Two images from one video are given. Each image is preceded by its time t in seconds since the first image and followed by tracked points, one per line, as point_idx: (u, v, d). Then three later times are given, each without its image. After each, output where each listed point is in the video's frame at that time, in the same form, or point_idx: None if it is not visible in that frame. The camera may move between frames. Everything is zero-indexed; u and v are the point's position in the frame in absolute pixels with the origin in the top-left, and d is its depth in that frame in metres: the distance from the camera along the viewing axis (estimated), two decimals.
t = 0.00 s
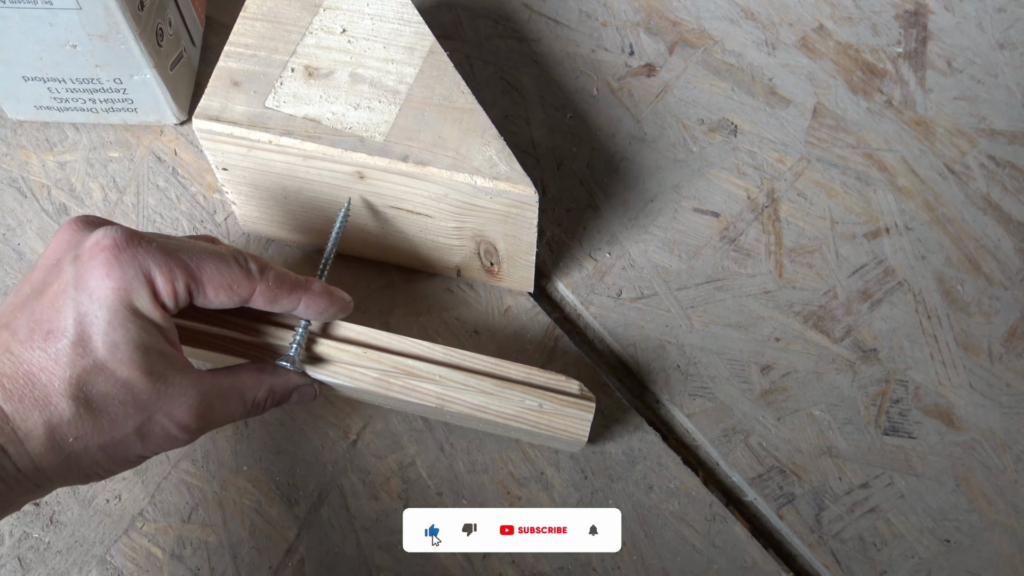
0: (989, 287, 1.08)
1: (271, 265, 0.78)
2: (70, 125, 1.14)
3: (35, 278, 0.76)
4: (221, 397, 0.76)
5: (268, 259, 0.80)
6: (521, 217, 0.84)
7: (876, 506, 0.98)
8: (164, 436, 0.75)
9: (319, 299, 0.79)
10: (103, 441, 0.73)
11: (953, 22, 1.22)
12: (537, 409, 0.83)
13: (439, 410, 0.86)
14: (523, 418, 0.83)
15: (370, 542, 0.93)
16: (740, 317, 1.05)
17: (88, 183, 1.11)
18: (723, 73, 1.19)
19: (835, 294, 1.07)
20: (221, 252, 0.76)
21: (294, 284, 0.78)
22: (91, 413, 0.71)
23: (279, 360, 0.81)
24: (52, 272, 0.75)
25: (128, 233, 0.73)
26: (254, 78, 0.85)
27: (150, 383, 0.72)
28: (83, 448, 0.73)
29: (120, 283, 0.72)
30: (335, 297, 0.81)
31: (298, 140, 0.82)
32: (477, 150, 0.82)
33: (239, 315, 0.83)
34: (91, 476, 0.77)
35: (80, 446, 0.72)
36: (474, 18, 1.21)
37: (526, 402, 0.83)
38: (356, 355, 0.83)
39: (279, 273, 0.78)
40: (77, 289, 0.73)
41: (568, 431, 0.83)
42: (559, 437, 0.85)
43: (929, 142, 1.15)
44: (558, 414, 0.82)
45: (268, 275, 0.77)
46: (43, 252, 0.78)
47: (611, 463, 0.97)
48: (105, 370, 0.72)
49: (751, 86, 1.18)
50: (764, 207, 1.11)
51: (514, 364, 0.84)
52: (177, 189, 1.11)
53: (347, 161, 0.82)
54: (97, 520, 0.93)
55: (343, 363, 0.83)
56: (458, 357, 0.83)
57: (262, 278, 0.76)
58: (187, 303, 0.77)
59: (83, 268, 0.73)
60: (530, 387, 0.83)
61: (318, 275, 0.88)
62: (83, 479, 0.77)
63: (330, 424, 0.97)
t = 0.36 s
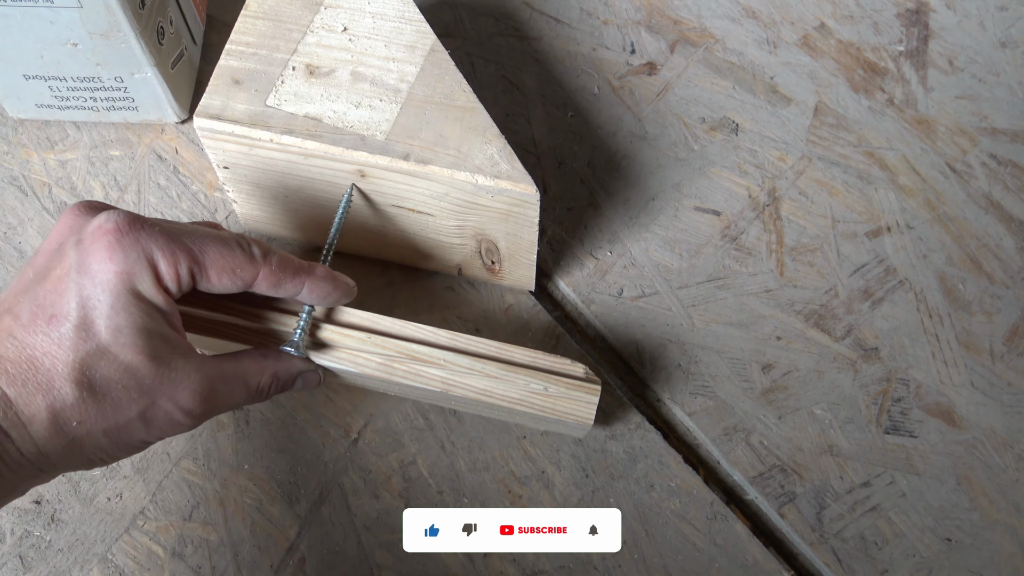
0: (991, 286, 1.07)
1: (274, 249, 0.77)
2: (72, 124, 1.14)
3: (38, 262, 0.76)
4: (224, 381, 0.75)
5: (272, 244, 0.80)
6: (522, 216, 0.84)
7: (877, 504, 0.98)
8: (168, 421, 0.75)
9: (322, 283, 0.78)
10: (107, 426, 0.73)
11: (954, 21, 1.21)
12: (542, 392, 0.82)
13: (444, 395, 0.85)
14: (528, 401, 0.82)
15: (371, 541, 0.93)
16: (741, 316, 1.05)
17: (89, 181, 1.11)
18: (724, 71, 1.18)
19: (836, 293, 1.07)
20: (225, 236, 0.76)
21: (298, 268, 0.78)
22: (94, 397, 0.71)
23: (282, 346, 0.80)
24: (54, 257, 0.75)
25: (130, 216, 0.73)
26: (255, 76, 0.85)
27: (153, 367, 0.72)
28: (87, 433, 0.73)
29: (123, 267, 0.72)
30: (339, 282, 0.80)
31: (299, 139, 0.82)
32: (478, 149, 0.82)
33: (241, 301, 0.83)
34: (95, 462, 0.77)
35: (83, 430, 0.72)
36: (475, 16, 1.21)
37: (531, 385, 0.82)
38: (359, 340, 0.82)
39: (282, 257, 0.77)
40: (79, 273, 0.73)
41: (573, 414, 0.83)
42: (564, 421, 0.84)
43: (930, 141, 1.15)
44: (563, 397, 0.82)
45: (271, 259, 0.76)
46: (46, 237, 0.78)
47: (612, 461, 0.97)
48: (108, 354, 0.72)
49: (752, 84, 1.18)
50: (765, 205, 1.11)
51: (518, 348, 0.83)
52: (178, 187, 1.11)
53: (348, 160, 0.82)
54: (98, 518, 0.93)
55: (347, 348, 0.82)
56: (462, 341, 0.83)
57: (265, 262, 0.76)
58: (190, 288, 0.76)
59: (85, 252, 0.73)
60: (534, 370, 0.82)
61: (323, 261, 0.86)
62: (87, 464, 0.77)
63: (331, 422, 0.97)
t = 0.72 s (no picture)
0: (991, 284, 1.08)
1: (275, 248, 0.77)
2: (72, 123, 1.14)
3: (37, 258, 0.76)
4: (223, 380, 0.75)
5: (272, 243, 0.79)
6: (523, 214, 0.84)
7: (877, 502, 0.98)
8: (166, 419, 0.75)
9: (323, 282, 0.78)
10: (104, 423, 0.73)
11: (954, 19, 1.21)
12: (543, 394, 0.81)
13: (444, 397, 0.85)
14: (528, 403, 0.82)
15: (372, 539, 0.93)
16: (742, 314, 1.05)
17: (90, 180, 1.11)
18: (724, 70, 1.18)
19: (837, 291, 1.07)
20: (225, 234, 0.75)
21: (299, 267, 0.77)
22: (92, 394, 0.71)
23: (282, 346, 0.80)
24: (54, 253, 0.75)
25: (130, 213, 0.73)
26: (255, 75, 0.85)
27: (151, 365, 0.72)
28: (85, 430, 0.73)
29: (122, 263, 0.72)
30: (340, 281, 0.80)
31: (299, 138, 0.82)
32: (478, 147, 0.82)
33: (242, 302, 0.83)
34: (93, 459, 0.77)
35: (81, 427, 0.72)
36: (475, 15, 1.21)
37: (531, 387, 0.81)
38: (360, 341, 0.81)
39: (283, 255, 0.77)
40: (78, 270, 0.73)
41: (573, 416, 0.82)
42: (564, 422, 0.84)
43: (930, 139, 1.15)
44: (564, 399, 0.81)
45: (272, 258, 0.76)
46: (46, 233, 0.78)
47: (613, 460, 0.97)
48: (106, 351, 0.72)
49: (752, 83, 1.18)
50: (765, 204, 1.11)
51: (519, 349, 0.83)
52: (179, 186, 1.11)
53: (348, 159, 0.82)
54: (100, 517, 0.93)
55: (347, 349, 0.81)
56: (462, 342, 0.82)
57: (266, 261, 0.75)
58: (190, 285, 0.76)
59: (84, 248, 0.73)
60: (535, 372, 0.82)
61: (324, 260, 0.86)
62: (85, 461, 0.77)
63: (332, 421, 0.97)
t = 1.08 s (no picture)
0: (992, 283, 1.08)
1: (281, 242, 0.77)
2: (76, 118, 1.14)
3: (40, 249, 0.75)
4: (227, 375, 0.74)
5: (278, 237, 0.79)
6: (526, 211, 0.85)
7: (878, 500, 0.98)
8: (168, 413, 0.74)
9: (329, 276, 0.78)
10: (106, 416, 0.72)
11: (956, 19, 1.22)
12: (550, 392, 0.82)
13: (449, 395, 0.85)
14: (535, 402, 0.82)
15: (374, 535, 0.93)
16: (743, 312, 1.05)
17: (94, 175, 1.11)
18: (727, 68, 1.18)
19: (838, 290, 1.07)
20: (231, 227, 0.75)
21: (304, 261, 0.77)
22: (94, 387, 0.71)
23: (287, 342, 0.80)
24: (57, 244, 0.74)
25: (135, 204, 0.73)
26: (260, 70, 0.85)
27: (154, 358, 0.71)
28: (85, 423, 0.72)
29: (127, 255, 0.71)
30: (345, 276, 0.79)
31: (304, 133, 0.82)
32: (482, 144, 0.82)
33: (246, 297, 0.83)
34: (92, 454, 0.76)
35: (82, 420, 0.72)
36: (478, 13, 1.21)
37: (538, 385, 0.81)
38: (366, 338, 0.82)
39: (289, 249, 0.77)
40: (83, 261, 0.72)
41: (581, 415, 0.82)
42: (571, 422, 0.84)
43: (932, 138, 1.15)
44: (572, 397, 0.81)
45: (278, 251, 0.76)
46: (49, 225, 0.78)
47: (614, 456, 0.98)
48: (109, 343, 0.71)
49: (755, 81, 1.18)
50: (767, 202, 1.11)
51: (526, 347, 0.83)
52: (182, 182, 1.11)
53: (352, 154, 0.82)
54: (103, 510, 0.94)
55: (353, 346, 0.82)
56: (469, 340, 0.82)
57: (272, 253, 0.75)
58: (194, 278, 0.76)
59: (89, 239, 0.73)
60: (542, 370, 0.82)
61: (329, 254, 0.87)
62: (86, 455, 0.77)
63: (335, 416, 0.97)
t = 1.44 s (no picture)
0: (991, 284, 1.08)
1: (281, 243, 0.77)
2: (79, 119, 1.14)
3: (39, 249, 0.75)
4: (226, 376, 0.75)
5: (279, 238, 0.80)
6: (527, 211, 0.85)
7: (877, 500, 0.99)
8: (167, 415, 0.74)
9: (330, 277, 0.78)
10: (105, 418, 0.72)
11: (956, 20, 1.22)
12: (551, 395, 0.82)
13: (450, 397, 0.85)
14: (536, 405, 0.82)
15: (375, 534, 0.94)
16: (743, 313, 1.06)
17: (97, 176, 1.12)
18: (728, 69, 1.19)
19: (838, 290, 1.07)
20: (231, 227, 0.76)
21: (305, 261, 0.77)
22: (93, 388, 0.71)
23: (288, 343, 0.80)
24: (56, 244, 0.75)
25: (135, 205, 0.73)
26: (262, 72, 0.86)
27: (153, 360, 0.72)
28: (84, 425, 0.72)
29: (127, 255, 0.72)
30: (346, 277, 0.80)
31: (306, 135, 0.83)
32: (483, 145, 0.82)
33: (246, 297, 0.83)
34: (91, 456, 0.77)
35: (81, 422, 0.72)
36: (479, 14, 1.22)
37: (539, 388, 0.82)
38: (367, 339, 0.82)
39: (289, 249, 0.77)
40: (82, 261, 0.73)
41: (582, 419, 0.82)
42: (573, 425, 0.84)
43: (931, 139, 1.16)
44: (573, 401, 0.81)
45: (278, 252, 0.76)
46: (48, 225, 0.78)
47: (615, 456, 0.98)
48: (108, 344, 0.71)
49: (755, 82, 1.18)
50: (767, 203, 1.11)
51: (528, 350, 0.83)
52: (185, 182, 1.11)
53: (354, 156, 0.83)
54: (105, 509, 0.94)
55: (354, 347, 0.82)
56: (470, 343, 0.83)
57: (272, 254, 0.76)
58: (194, 279, 0.76)
59: (88, 240, 0.73)
60: (544, 373, 0.82)
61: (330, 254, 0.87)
62: (84, 457, 0.77)
63: (336, 416, 0.98)
